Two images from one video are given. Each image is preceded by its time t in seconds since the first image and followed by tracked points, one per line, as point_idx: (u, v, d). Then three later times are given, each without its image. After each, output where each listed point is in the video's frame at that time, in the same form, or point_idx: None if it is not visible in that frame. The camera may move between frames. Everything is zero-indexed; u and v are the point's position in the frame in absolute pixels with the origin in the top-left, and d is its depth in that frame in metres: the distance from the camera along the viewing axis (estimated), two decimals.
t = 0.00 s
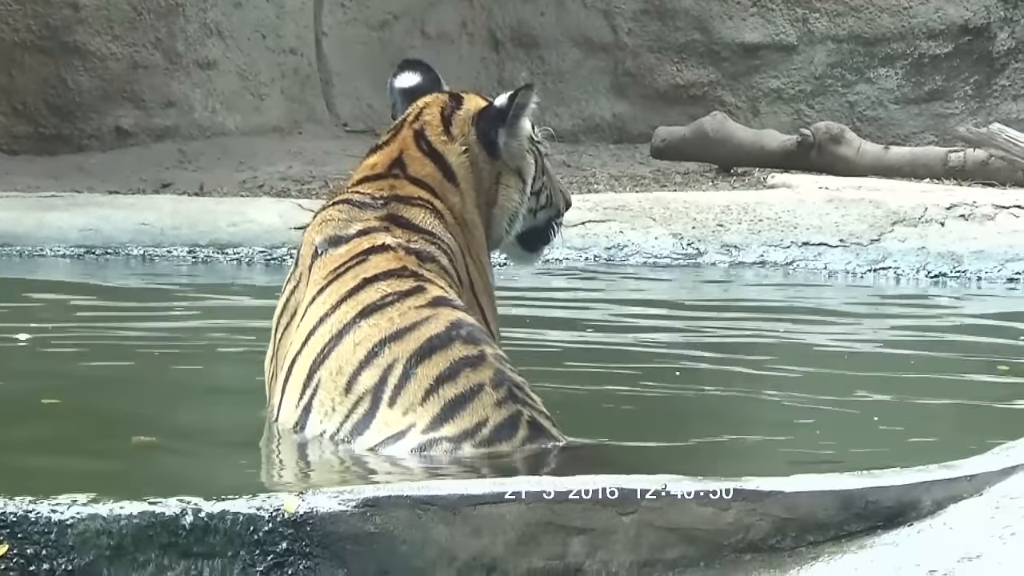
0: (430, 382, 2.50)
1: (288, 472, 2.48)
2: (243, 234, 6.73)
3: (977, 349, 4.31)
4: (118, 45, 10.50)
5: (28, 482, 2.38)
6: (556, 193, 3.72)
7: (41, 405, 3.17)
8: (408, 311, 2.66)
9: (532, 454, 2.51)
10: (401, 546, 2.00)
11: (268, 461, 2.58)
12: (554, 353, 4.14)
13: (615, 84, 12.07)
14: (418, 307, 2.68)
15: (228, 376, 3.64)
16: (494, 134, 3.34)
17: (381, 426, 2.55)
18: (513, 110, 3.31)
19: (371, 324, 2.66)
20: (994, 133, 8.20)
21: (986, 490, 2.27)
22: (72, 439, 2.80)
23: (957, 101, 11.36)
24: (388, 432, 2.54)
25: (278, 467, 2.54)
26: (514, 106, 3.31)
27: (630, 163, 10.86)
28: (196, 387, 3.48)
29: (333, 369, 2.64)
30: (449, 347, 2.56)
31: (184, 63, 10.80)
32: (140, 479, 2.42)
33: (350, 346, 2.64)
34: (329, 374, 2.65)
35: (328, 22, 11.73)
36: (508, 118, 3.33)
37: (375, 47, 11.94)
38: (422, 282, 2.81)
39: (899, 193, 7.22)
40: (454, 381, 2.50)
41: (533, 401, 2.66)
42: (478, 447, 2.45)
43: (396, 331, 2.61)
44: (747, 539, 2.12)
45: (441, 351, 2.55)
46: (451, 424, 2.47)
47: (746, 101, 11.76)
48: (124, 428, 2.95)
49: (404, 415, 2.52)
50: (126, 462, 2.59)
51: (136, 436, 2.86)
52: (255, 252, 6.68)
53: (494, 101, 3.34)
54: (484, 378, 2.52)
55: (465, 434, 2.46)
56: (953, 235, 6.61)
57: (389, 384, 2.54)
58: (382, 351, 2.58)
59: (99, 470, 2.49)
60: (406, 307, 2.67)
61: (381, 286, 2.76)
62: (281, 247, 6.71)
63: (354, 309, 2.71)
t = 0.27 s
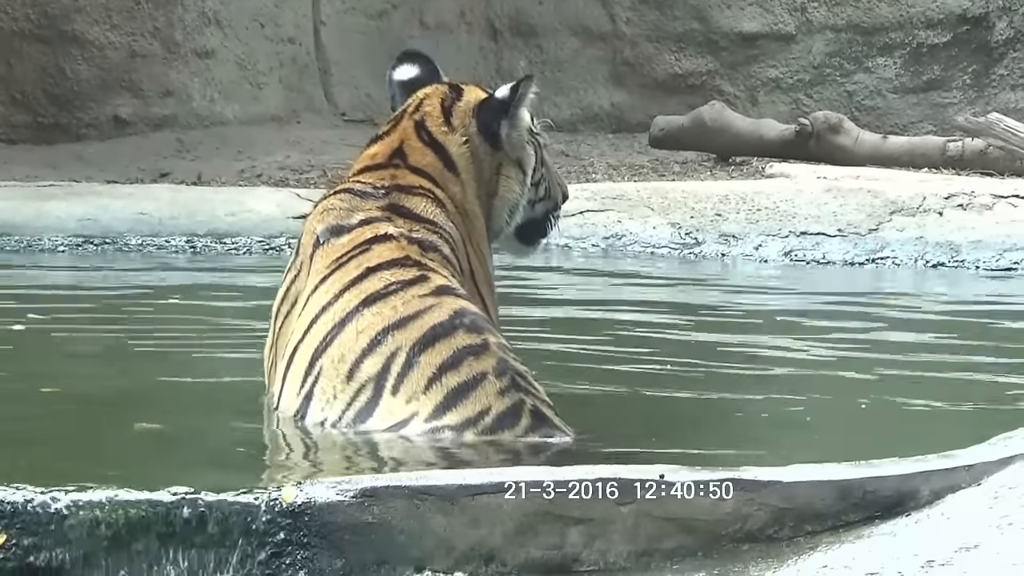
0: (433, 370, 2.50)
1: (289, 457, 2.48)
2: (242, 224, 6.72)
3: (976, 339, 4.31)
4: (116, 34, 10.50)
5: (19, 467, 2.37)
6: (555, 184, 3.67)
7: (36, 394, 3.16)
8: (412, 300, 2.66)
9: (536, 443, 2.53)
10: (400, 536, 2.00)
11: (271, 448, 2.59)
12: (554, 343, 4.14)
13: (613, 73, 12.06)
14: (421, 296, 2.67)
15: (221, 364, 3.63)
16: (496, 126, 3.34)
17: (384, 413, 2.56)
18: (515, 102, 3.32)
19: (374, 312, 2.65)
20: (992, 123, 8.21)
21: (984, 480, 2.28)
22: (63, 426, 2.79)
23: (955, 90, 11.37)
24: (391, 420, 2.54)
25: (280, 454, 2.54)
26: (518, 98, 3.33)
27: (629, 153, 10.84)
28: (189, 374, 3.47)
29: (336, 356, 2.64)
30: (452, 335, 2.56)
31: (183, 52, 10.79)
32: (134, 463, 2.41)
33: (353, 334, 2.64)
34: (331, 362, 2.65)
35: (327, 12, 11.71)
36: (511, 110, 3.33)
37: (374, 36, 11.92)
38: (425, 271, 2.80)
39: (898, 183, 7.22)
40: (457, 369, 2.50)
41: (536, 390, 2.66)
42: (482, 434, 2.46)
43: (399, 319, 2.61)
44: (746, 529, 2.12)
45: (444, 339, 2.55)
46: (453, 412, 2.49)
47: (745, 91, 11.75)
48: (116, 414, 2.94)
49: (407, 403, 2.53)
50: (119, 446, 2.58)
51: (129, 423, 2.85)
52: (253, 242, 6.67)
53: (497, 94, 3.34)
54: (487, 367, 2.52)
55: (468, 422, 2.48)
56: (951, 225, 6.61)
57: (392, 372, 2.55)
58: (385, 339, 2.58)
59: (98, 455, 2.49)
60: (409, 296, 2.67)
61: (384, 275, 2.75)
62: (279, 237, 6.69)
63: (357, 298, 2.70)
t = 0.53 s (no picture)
0: (439, 369, 2.51)
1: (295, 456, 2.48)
2: (242, 224, 6.72)
3: (976, 338, 4.30)
4: (117, 35, 10.50)
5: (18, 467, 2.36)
6: (557, 176, 3.70)
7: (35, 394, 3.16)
8: (417, 301, 2.66)
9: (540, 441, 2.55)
10: (400, 536, 2.00)
11: (280, 448, 2.58)
12: (554, 343, 4.14)
13: (614, 73, 12.06)
14: (426, 296, 2.67)
15: (218, 365, 3.63)
16: (494, 125, 3.32)
17: (390, 413, 2.56)
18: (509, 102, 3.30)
19: (379, 313, 2.65)
20: (993, 122, 8.20)
21: (984, 479, 2.28)
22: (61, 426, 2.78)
23: (956, 90, 11.35)
24: (398, 418, 2.55)
25: (285, 452, 2.54)
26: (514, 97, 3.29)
27: (630, 152, 10.83)
28: (187, 374, 3.47)
29: (342, 357, 2.63)
30: (457, 335, 2.56)
31: (183, 52, 10.78)
32: (133, 463, 2.41)
33: (359, 334, 2.63)
34: (337, 363, 2.64)
35: (328, 11, 11.70)
36: (509, 109, 3.31)
37: (375, 36, 11.91)
38: (430, 272, 2.80)
39: (898, 183, 7.22)
40: (462, 368, 2.51)
41: (540, 388, 2.67)
42: (488, 432, 2.48)
43: (405, 320, 2.61)
44: (746, 529, 2.12)
45: (449, 340, 2.55)
46: (460, 410, 2.50)
47: (745, 90, 11.75)
48: (115, 414, 2.94)
49: (413, 402, 2.54)
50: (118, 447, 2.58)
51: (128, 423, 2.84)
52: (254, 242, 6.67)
53: (493, 92, 3.31)
54: (492, 366, 2.52)
55: (475, 420, 2.49)
56: (952, 225, 6.62)
57: (399, 372, 2.56)
58: (390, 340, 2.58)
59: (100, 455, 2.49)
60: (414, 297, 2.67)
61: (389, 276, 2.75)
62: (280, 237, 6.69)
63: (362, 298, 2.70)
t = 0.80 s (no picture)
0: (446, 363, 2.51)
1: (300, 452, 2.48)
2: (245, 219, 6.72)
3: (980, 334, 4.30)
4: (119, 31, 10.50)
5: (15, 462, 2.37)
6: (565, 165, 3.69)
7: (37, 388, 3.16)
8: (424, 295, 2.66)
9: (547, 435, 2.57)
10: (402, 532, 2.00)
11: (287, 444, 2.58)
12: (556, 338, 4.14)
13: (616, 69, 12.05)
14: (433, 291, 2.67)
15: (218, 359, 3.63)
16: (492, 122, 3.31)
17: (398, 407, 2.57)
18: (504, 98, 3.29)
19: (386, 307, 2.65)
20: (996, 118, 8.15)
21: (986, 475, 2.28)
22: (60, 421, 2.79)
23: (958, 86, 11.30)
24: (405, 412, 2.56)
25: (291, 448, 2.53)
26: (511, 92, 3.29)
27: (632, 148, 10.83)
28: (186, 369, 3.47)
29: (350, 351, 2.63)
30: (464, 330, 2.57)
31: (186, 48, 10.79)
32: (131, 458, 2.41)
33: (366, 328, 2.63)
34: (345, 357, 2.64)
35: (330, 7, 11.70)
36: (507, 105, 3.30)
37: (378, 32, 11.91)
38: (436, 266, 2.80)
39: (901, 178, 7.21)
40: (469, 362, 2.51)
41: (546, 382, 2.68)
42: (493, 427, 2.48)
43: (412, 314, 2.61)
44: (749, 525, 2.12)
45: (456, 334, 2.55)
46: (466, 404, 2.50)
47: (748, 86, 11.75)
48: (114, 408, 2.94)
49: (421, 396, 2.54)
50: (116, 442, 2.58)
51: (128, 417, 2.84)
52: (256, 238, 6.68)
53: (490, 88, 3.30)
54: (499, 360, 2.53)
55: (481, 414, 2.49)
56: (955, 220, 6.60)
57: (406, 366, 2.56)
58: (398, 333, 2.58)
59: (101, 450, 2.49)
60: (421, 291, 2.67)
61: (395, 270, 2.75)
62: (282, 233, 6.70)
63: (369, 292, 2.70)
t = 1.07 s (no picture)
0: (451, 359, 2.51)
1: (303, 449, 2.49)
2: (247, 216, 6.73)
3: (982, 332, 4.29)
4: (122, 28, 10.50)
5: (12, 459, 2.37)
6: (573, 159, 3.69)
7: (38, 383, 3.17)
8: (428, 291, 2.66)
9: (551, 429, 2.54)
10: (404, 529, 2.00)
11: (291, 441, 2.58)
12: (558, 335, 4.14)
13: (619, 66, 12.05)
14: (438, 287, 2.68)
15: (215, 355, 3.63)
16: (492, 120, 3.32)
17: (401, 403, 2.56)
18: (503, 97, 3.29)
19: (390, 303, 2.66)
20: (998, 115, 8.13)
21: (988, 472, 2.28)
22: (58, 417, 2.79)
23: (961, 83, 11.35)
24: (408, 409, 2.55)
25: (294, 445, 2.53)
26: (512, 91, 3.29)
27: (635, 145, 10.83)
28: (184, 365, 3.47)
29: (353, 346, 2.63)
30: (469, 326, 2.57)
31: (189, 45, 10.79)
32: (129, 455, 2.41)
33: (370, 324, 2.63)
34: (348, 352, 2.64)
35: (333, 4, 11.70)
36: (508, 104, 3.31)
37: (380, 29, 11.91)
38: (440, 262, 2.81)
39: (903, 175, 7.21)
40: (473, 358, 2.52)
41: (551, 379, 2.68)
42: (497, 422, 2.48)
43: (417, 310, 2.61)
44: (750, 521, 2.12)
45: (460, 330, 2.56)
46: (470, 400, 2.50)
47: (751, 83, 11.74)
48: (113, 404, 2.94)
49: (424, 392, 2.54)
50: (114, 438, 2.58)
51: (126, 414, 2.84)
52: (258, 235, 6.68)
53: (492, 86, 3.30)
54: (503, 356, 2.53)
55: (485, 410, 2.49)
56: (957, 217, 6.60)
57: (410, 361, 2.56)
58: (402, 329, 2.59)
59: (103, 446, 2.49)
60: (426, 288, 2.67)
61: (400, 266, 2.75)
62: (284, 229, 6.70)
63: (373, 288, 2.70)
